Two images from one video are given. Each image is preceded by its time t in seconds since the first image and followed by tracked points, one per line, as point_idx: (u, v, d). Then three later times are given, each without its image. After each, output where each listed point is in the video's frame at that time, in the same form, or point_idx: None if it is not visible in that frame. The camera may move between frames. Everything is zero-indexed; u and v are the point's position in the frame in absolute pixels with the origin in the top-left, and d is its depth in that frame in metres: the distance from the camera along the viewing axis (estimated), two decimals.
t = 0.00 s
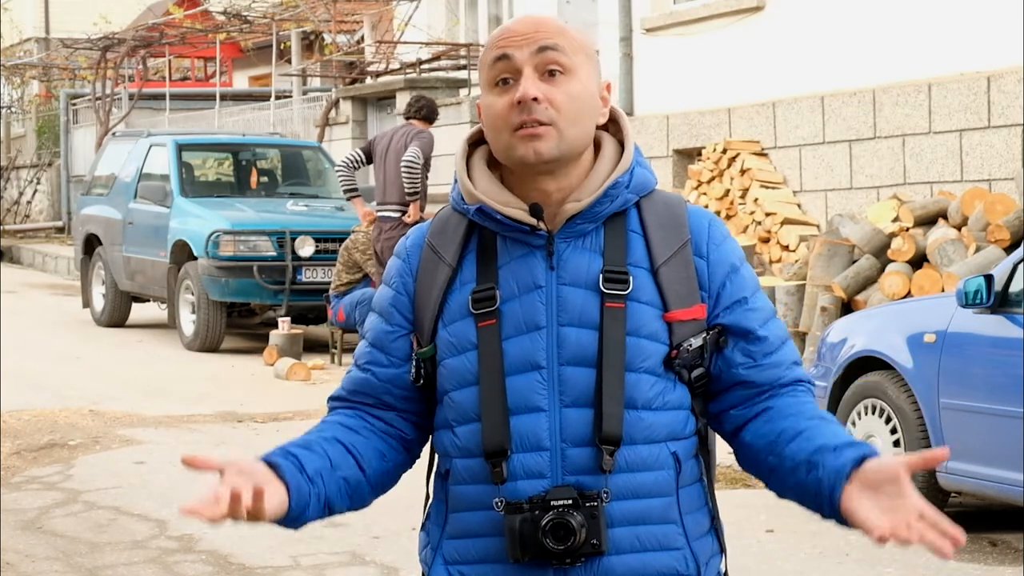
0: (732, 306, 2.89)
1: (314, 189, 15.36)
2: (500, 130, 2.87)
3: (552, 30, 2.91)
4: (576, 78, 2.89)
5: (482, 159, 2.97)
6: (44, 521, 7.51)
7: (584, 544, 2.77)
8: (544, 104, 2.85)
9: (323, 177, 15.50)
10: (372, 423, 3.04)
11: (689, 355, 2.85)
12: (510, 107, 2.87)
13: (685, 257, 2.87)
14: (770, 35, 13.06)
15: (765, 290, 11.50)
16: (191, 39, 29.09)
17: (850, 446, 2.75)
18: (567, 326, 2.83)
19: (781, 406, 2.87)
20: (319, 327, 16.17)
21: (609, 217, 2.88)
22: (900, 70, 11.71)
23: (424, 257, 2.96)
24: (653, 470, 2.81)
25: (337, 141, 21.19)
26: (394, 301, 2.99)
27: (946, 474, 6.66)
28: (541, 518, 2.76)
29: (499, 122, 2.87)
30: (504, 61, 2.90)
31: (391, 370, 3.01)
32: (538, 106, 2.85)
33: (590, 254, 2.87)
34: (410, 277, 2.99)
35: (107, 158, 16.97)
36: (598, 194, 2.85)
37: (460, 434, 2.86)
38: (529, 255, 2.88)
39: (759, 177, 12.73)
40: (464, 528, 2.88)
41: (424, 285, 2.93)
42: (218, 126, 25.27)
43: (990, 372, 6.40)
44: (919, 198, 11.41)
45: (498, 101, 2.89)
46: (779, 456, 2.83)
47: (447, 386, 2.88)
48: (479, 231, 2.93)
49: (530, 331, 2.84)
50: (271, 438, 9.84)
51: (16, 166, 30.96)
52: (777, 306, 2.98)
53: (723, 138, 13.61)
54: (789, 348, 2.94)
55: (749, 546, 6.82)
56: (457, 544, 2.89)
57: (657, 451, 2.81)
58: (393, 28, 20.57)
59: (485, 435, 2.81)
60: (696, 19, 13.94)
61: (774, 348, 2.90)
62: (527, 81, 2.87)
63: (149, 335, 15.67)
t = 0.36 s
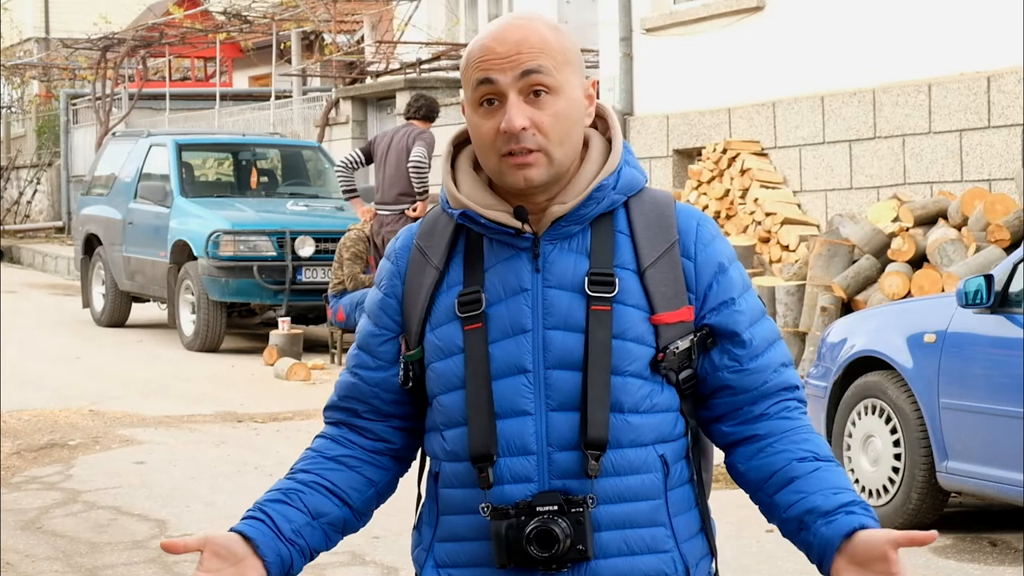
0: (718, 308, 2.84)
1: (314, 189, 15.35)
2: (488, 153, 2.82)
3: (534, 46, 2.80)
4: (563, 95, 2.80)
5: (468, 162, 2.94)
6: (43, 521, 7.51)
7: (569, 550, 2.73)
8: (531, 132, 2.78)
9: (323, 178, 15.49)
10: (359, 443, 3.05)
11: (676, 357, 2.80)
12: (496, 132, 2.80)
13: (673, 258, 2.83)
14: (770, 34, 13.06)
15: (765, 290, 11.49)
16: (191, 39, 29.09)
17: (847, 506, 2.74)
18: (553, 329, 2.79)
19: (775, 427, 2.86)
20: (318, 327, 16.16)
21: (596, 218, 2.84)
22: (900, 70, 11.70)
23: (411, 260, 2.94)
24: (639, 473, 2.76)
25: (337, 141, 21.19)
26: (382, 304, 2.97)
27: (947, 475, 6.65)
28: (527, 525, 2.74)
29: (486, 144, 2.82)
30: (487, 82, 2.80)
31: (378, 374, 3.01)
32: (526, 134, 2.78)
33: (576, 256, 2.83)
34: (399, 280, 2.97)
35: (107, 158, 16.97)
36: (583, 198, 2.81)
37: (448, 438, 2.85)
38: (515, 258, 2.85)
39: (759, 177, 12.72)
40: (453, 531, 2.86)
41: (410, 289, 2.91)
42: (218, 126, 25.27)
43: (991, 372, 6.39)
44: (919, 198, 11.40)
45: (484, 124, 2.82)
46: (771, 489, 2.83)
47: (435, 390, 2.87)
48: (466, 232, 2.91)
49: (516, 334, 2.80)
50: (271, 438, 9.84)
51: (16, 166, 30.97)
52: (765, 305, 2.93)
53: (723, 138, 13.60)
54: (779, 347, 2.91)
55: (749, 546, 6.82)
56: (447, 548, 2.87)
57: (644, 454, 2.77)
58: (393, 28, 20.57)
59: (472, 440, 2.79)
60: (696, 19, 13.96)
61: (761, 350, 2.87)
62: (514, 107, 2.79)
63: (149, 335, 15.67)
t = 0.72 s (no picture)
0: (715, 311, 2.80)
1: (314, 189, 15.34)
2: (496, 158, 2.79)
3: (545, 50, 2.74)
4: (572, 102, 2.76)
5: (472, 159, 2.89)
6: (44, 521, 7.51)
7: (564, 548, 2.69)
8: (539, 139, 2.75)
9: (323, 178, 15.48)
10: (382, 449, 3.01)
11: (675, 359, 2.76)
12: (505, 138, 2.76)
13: (674, 261, 2.79)
14: (770, 34, 13.07)
15: (765, 290, 11.50)
16: (191, 39, 29.10)
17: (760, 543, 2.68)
18: (553, 328, 2.75)
19: (738, 446, 2.79)
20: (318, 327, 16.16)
21: (598, 218, 2.80)
22: (900, 70, 11.70)
23: (415, 258, 2.92)
24: (637, 473, 2.72)
25: (337, 142, 21.20)
26: (386, 301, 2.95)
27: (947, 474, 6.65)
28: (521, 522, 2.70)
29: (493, 149, 2.78)
30: (495, 85, 2.75)
31: (388, 372, 2.97)
32: (534, 142, 2.75)
33: (577, 256, 2.79)
34: (402, 276, 2.95)
35: (107, 158, 16.97)
36: (585, 198, 2.77)
37: (446, 435, 2.82)
38: (516, 257, 2.81)
39: (759, 176, 12.72)
40: (449, 529, 2.83)
41: (414, 285, 2.90)
42: (218, 127, 25.28)
43: (991, 372, 6.39)
44: (919, 198, 11.40)
45: (491, 128, 2.78)
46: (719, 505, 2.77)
47: (434, 387, 2.85)
48: (469, 231, 2.88)
49: (516, 333, 2.77)
50: (271, 438, 9.85)
51: (16, 165, 31.06)
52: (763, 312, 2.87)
53: (723, 139, 13.61)
54: (767, 358, 2.85)
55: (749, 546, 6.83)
56: (443, 546, 2.84)
57: (642, 454, 2.72)
58: (393, 28, 20.57)
59: (470, 437, 2.76)
60: (695, 19, 13.97)
61: (744, 360, 2.81)
62: (522, 114, 2.75)
63: (149, 335, 15.67)
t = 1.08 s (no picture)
0: (725, 311, 2.83)
1: (314, 189, 15.35)
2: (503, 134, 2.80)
3: (579, 51, 2.78)
4: (591, 106, 2.78)
5: (487, 155, 2.91)
6: (44, 521, 7.51)
7: (573, 545, 2.72)
8: (547, 129, 2.77)
9: (323, 177, 15.48)
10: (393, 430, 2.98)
11: (684, 360, 2.78)
12: (518, 119, 2.79)
13: (685, 261, 2.82)
14: (770, 34, 13.07)
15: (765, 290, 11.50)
16: (191, 39, 29.09)
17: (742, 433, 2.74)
18: (564, 326, 2.78)
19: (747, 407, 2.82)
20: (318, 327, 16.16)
21: (610, 219, 2.83)
22: (900, 70, 11.71)
23: (427, 254, 2.93)
24: (645, 471, 2.75)
25: (337, 142, 21.19)
26: (397, 297, 2.97)
27: (947, 474, 6.66)
28: (531, 518, 2.72)
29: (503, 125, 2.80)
30: (523, 69, 2.79)
31: (395, 367, 2.96)
32: (542, 131, 2.77)
33: (589, 256, 2.82)
34: (413, 272, 2.97)
35: (107, 158, 16.97)
36: (600, 196, 2.80)
37: (454, 431, 2.83)
38: (529, 255, 2.84)
39: (759, 177, 12.72)
40: (457, 526, 2.84)
41: (425, 281, 2.90)
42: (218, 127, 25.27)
43: (991, 372, 6.40)
44: (919, 198, 11.40)
45: (507, 108, 2.81)
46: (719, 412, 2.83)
47: (443, 382, 2.85)
48: (481, 230, 2.90)
49: (528, 331, 2.79)
50: (270, 438, 9.85)
51: (16, 165, 31.08)
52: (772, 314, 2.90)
53: (723, 139, 13.61)
54: (779, 357, 2.88)
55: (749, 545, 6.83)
56: (450, 542, 2.85)
57: (650, 452, 2.75)
58: (393, 28, 20.57)
59: (479, 433, 2.77)
60: (696, 19, 13.97)
61: (757, 358, 2.83)
62: (538, 99, 2.78)
63: (149, 335, 15.67)
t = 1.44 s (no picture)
0: (731, 320, 2.82)
1: (315, 189, 15.34)
2: (518, 141, 2.80)
3: (587, 49, 2.78)
4: (603, 102, 2.78)
5: (495, 156, 2.91)
6: (44, 521, 7.51)
7: (576, 547, 2.71)
8: (564, 130, 2.76)
9: (323, 177, 15.47)
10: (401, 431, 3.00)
11: (691, 364, 2.79)
12: (534, 125, 2.78)
13: (693, 267, 2.81)
14: (770, 34, 13.06)
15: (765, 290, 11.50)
16: (191, 39, 29.10)
17: (730, 494, 2.66)
18: (570, 329, 2.77)
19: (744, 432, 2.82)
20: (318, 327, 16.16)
21: (619, 222, 2.83)
22: (900, 70, 11.71)
23: (433, 254, 2.92)
24: (649, 474, 2.74)
25: (337, 142, 21.19)
26: (403, 297, 2.95)
27: (946, 474, 6.65)
28: (535, 520, 2.71)
29: (518, 134, 2.80)
30: (533, 73, 2.78)
31: (402, 368, 2.96)
32: (559, 132, 2.76)
33: (597, 258, 2.82)
34: (420, 273, 2.96)
35: (107, 158, 16.97)
36: (609, 201, 2.79)
37: (460, 431, 2.82)
38: (536, 256, 2.84)
39: (759, 177, 12.72)
40: (461, 526, 2.84)
41: (431, 281, 2.90)
42: (217, 127, 25.26)
43: (990, 371, 6.39)
44: (919, 198, 11.39)
45: (521, 116, 2.80)
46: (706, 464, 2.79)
47: (449, 383, 2.85)
48: (489, 229, 2.90)
49: (533, 332, 2.79)
50: (270, 438, 9.84)
51: (17, 165, 31.11)
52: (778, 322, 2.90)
53: (723, 139, 13.61)
54: (783, 368, 2.88)
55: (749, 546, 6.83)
56: (455, 543, 2.85)
57: (654, 455, 2.75)
58: (393, 28, 20.57)
59: (484, 434, 2.77)
60: (695, 19, 13.98)
61: (759, 369, 2.83)
62: (553, 101, 2.77)
63: (149, 335, 15.68)
